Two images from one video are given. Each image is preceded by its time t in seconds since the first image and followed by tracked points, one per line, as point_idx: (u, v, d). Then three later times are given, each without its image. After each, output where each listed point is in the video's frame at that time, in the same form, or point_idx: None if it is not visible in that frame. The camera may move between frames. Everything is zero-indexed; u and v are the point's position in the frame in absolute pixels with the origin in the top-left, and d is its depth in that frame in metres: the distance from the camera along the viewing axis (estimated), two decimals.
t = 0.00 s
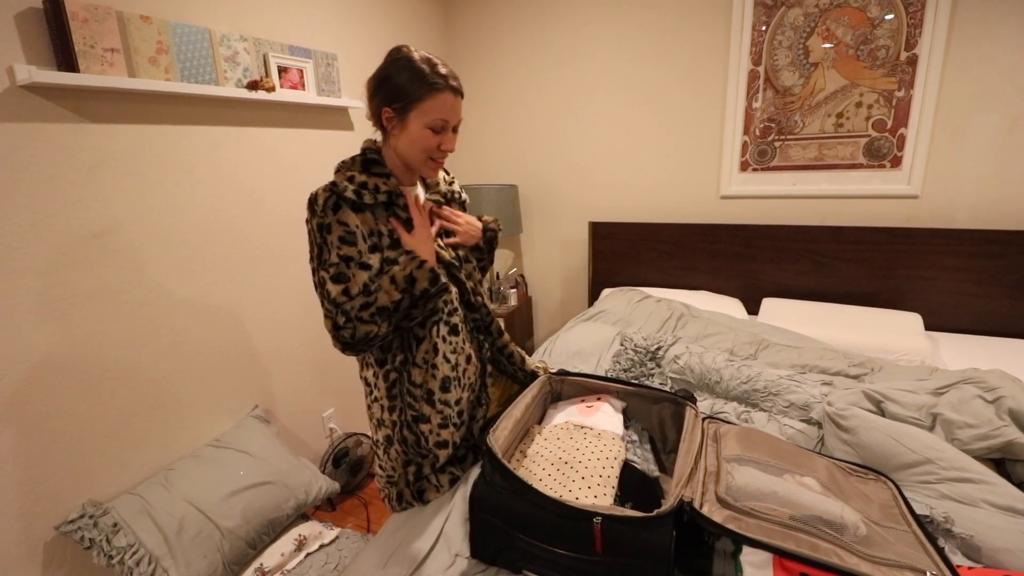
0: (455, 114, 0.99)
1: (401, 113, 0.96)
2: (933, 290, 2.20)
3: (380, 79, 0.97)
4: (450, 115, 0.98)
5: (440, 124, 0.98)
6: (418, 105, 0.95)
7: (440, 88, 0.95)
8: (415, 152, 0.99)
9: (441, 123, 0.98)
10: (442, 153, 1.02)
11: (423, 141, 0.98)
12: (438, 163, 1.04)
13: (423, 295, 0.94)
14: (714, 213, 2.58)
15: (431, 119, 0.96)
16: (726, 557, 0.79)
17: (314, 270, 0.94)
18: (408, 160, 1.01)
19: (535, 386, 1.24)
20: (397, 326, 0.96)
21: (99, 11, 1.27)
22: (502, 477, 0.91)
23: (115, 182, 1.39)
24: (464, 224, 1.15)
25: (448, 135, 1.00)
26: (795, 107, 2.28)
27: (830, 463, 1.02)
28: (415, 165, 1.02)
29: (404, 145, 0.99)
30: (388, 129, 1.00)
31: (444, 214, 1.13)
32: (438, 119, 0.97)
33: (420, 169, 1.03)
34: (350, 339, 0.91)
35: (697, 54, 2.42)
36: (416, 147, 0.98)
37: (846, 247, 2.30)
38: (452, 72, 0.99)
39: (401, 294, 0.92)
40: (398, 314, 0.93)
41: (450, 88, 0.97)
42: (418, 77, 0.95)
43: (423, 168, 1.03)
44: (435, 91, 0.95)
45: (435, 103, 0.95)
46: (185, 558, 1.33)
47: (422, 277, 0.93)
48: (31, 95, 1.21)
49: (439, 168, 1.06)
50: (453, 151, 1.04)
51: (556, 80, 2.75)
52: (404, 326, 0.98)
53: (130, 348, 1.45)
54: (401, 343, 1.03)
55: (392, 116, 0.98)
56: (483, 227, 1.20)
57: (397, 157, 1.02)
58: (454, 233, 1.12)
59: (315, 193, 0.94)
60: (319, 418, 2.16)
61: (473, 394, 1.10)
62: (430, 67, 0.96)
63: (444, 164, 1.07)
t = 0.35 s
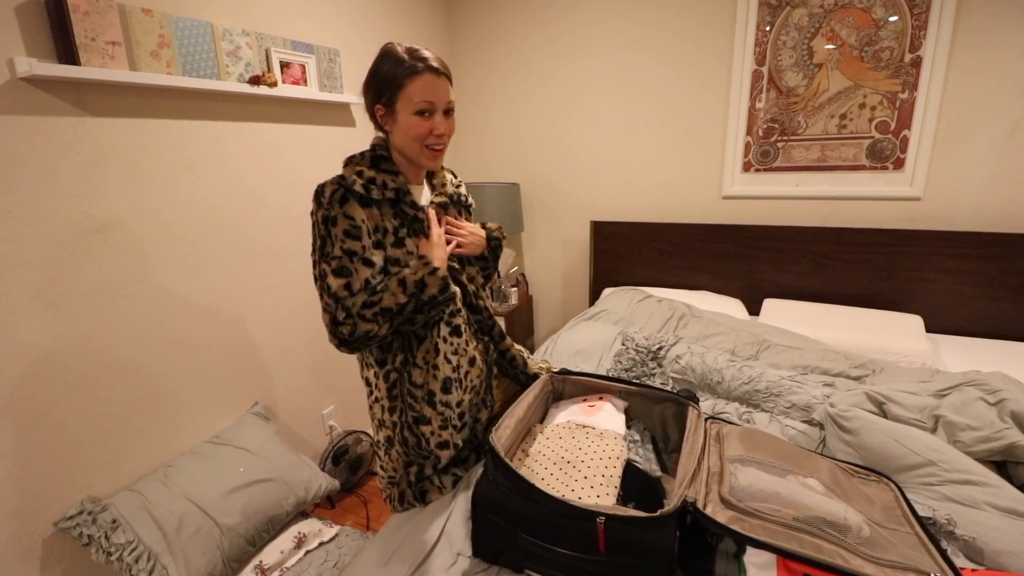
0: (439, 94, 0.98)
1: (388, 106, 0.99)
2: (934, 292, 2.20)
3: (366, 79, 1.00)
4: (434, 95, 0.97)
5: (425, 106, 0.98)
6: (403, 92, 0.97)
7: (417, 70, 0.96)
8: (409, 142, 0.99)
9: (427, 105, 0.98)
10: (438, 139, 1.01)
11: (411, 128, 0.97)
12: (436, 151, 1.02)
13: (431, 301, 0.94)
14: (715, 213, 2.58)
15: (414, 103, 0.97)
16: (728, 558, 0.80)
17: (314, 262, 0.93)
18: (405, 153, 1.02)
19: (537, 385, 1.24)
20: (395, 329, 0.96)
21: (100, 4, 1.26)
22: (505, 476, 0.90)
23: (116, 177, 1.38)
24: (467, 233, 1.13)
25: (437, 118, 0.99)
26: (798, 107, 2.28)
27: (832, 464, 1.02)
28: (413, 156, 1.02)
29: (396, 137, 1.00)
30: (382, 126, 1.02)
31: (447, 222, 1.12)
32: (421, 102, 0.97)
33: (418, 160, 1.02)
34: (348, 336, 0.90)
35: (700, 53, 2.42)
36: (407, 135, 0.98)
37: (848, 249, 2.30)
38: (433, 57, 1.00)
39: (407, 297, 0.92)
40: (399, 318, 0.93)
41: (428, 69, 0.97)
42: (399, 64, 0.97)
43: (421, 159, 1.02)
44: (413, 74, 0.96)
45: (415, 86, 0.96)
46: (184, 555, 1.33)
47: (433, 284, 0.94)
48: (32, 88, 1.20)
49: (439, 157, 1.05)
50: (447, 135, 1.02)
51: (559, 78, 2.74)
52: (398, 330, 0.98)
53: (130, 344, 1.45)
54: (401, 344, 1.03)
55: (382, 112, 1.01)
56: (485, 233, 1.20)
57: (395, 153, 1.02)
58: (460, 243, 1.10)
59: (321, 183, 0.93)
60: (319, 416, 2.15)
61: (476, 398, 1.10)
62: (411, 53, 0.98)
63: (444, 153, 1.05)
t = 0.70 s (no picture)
0: (434, 84, 0.95)
1: (383, 100, 0.97)
2: (928, 288, 2.21)
3: (361, 74, 0.98)
4: (428, 86, 0.95)
5: (421, 98, 0.95)
6: (397, 85, 0.94)
7: (410, 60, 0.94)
8: (406, 135, 0.97)
9: (422, 96, 0.95)
10: (435, 132, 0.98)
11: (407, 121, 0.95)
12: (435, 144, 1.00)
13: (435, 313, 0.93)
14: (712, 210, 2.58)
15: (408, 95, 0.94)
16: (730, 554, 0.80)
17: (310, 258, 0.91)
18: (403, 148, 1.00)
19: (537, 381, 1.23)
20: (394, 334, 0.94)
21: None
22: (507, 475, 0.90)
23: (106, 170, 1.35)
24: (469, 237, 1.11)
25: (433, 109, 0.96)
26: (795, 104, 2.28)
27: (832, 460, 1.02)
28: (412, 151, 1.00)
29: (393, 132, 0.98)
30: (378, 122, 1.00)
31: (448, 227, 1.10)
32: (415, 93, 0.94)
33: (417, 154, 1.00)
34: (345, 337, 0.88)
35: (697, 48, 2.41)
36: (403, 129, 0.96)
37: (843, 245, 2.31)
38: (427, 46, 0.97)
39: (410, 307, 0.90)
40: (399, 325, 0.91)
41: (422, 59, 0.94)
42: (392, 56, 0.95)
43: (420, 153, 1.00)
44: (406, 66, 0.94)
45: (408, 78, 0.94)
46: (178, 555, 1.31)
47: (440, 297, 0.92)
48: (19, 79, 1.17)
49: (439, 151, 1.02)
50: (445, 127, 0.99)
51: (555, 73, 2.72)
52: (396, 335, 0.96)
53: (121, 341, 1.42)
54: (397, 344, 1.02)
55: (378, 107, 0.99)
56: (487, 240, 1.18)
57: (394, 148, 1.00)
58: (460, 247, 1.07)
59: (320, 177, 0.92)
60: (314, 413, 2.14)
61: (476, 399, 1.09)
62: (405, 45, 0.95)
63: (443, 146, 1.02)
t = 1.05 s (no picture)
0: (407, 77, 0.91)
1: (355, 97, 0.93)
2: (888, 280, 2.30)
3: (330, 71, 0.94)
4: (401, 80, 0.91)
5: (394, 92, 0.91)
6: (368, 80, 0.91)
7: (380, 54, 0.90)
8: (381, 133, 0.93)
9: (395, 91, 0.91)
10: (412, 128, 0.94)
11: (381, 117, 0.92)
12: (412, 140, 0.96)
13: (418, 319, 0.90)
14: (684, 205, 2.61)
15: (381, 90, 0.91)
16: (714, 547, 0.80)
17: (286, 260, 0.88)
18: (379, 146, 0.96)
19: (518, 381, 1.22)
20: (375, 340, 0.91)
21: None
22: (491, 478, 0.88)
23: (56, 167, 1.26)
24: (449, 238, 1.09)
25: (408, 104, 0.93)
26: (763, 102, 2.33)
27: (809, 451, 1.05)
28: (388, 148, 0.96)
29: (368, 129, 0.94)
30: (351, 120, 0.96)
31: (428, 228, 1.08)
32: (389, 88, 0.91)
33: (394, 152, 0.96)
34: (325, 345, 0.86)
35: (669, 46, 2.43)
36: (378, 126, 0.93)
37: (809, 240, 2.37)
38: (398, 38, 0.94)
39: (393, 313, 0.88)
40: (381, 331, 0.88)
41: (393, 51, 0.91)
42: (361, 50, 0.91)
43: (398, 151, 0.97)
44: (376, 60, 0.90)
45: (379, 72, 0.90)
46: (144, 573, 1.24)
47: (424, 303, 0.89)
48: None
49: (417, 147, 0.99)
50: (421, 122, 0.96)
51: (528, 69, 2.70)
52: (377, 341, 0.93)
53: (76, 349, 1.33)
54: (377, 350, 1.01)
55: (350, 104, 0.95)
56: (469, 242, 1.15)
57: (371, 147, 0.97)
58: (441, 249, 1.06)
59: (295, 174, 0.88)
60: (286, 418, 2.07)
61: (460, 404, 1.07)
62: (374, 37, 0.92)
63: (421, 141, 0.99)
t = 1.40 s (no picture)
0: (400, 80, 0.88)
1: (346, 102, 0.90)
2: (870, 275, 2.34)
3: (318, 76, 0.91)
4: (395, 82, 0.88)
5: (387, 95, 0.88)
6: (360, 83, 0.87)
7: (372, 56, 0.87)
8: (375, 138, 0.90)
9: (388, 94, 0.88)
10: (407, 132, 0.91)
11: (375, 122, 0.88)
12: (407, 144, 0.93)
13: (417, 333, 0.87)
14: (670, 205, 2.62)
15: (374, 94, 0.87)
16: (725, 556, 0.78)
17: (277, 274, 0.84)
18: (372, 152, 0.93)
19: (517, 389, 1.19)
20: (371, 355, 0.88)
21: None
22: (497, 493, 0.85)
23: (23, 177, 1.19)
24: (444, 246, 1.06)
25: (402, 107, 0.90)
26: (745, 102, 2.34)
27: (812, 452, 1.04)
28: (383, 154, 0.93)
29: (361, 135, 0.91)
30: (341, 126, 0.93)
31: (422, 236, 1.05)
32: (381, 91, 0.88)
33: (389, 158, 0.93)
34: (319, 361, 0.83)
35: (652, 46, 2.43)
36: (371, 131, 0.89)
37: (793, 237, 2.40)
38: (389, 40, 0.90)
39: (390, 327, 0.85)
40: (378, 346, 0.85)
41: (385, 53, 0.88)
42: (350, 54, 0.88)
43: (392, 156, 0.93)
44: (368, 63, 0.87)
45: (371, 75, 0.87)
46: None
47: (422, 316, 0.86)
48: None
49: (412, 152, 0.96)
50: (416, 125, 0.93)
51: (512, 70, 2.68)
52: (373, 356, 0.90)
53: (50, 368, 1.26)
54: (373, 364, 0.97)
55: (340, 110, 0.91)
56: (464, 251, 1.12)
57: (364, 154, 0.93)
58: (435, 258, 1.03)
59: (285, 184, 0.85)
60: (272, 431, 2.00)
61: (459, 417, 1.04)
62: (364, 39, 0.88)
63: (416, 146, 0.95)
